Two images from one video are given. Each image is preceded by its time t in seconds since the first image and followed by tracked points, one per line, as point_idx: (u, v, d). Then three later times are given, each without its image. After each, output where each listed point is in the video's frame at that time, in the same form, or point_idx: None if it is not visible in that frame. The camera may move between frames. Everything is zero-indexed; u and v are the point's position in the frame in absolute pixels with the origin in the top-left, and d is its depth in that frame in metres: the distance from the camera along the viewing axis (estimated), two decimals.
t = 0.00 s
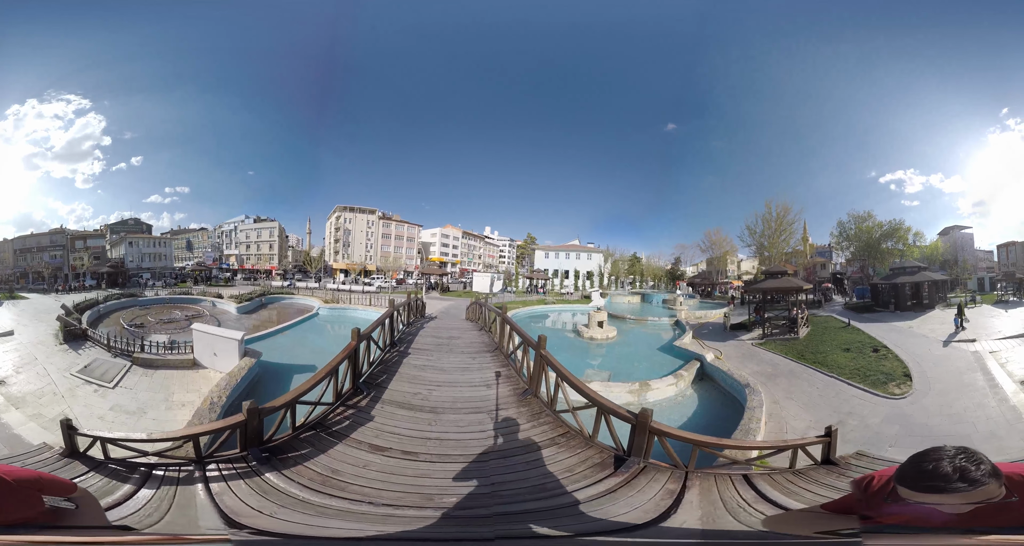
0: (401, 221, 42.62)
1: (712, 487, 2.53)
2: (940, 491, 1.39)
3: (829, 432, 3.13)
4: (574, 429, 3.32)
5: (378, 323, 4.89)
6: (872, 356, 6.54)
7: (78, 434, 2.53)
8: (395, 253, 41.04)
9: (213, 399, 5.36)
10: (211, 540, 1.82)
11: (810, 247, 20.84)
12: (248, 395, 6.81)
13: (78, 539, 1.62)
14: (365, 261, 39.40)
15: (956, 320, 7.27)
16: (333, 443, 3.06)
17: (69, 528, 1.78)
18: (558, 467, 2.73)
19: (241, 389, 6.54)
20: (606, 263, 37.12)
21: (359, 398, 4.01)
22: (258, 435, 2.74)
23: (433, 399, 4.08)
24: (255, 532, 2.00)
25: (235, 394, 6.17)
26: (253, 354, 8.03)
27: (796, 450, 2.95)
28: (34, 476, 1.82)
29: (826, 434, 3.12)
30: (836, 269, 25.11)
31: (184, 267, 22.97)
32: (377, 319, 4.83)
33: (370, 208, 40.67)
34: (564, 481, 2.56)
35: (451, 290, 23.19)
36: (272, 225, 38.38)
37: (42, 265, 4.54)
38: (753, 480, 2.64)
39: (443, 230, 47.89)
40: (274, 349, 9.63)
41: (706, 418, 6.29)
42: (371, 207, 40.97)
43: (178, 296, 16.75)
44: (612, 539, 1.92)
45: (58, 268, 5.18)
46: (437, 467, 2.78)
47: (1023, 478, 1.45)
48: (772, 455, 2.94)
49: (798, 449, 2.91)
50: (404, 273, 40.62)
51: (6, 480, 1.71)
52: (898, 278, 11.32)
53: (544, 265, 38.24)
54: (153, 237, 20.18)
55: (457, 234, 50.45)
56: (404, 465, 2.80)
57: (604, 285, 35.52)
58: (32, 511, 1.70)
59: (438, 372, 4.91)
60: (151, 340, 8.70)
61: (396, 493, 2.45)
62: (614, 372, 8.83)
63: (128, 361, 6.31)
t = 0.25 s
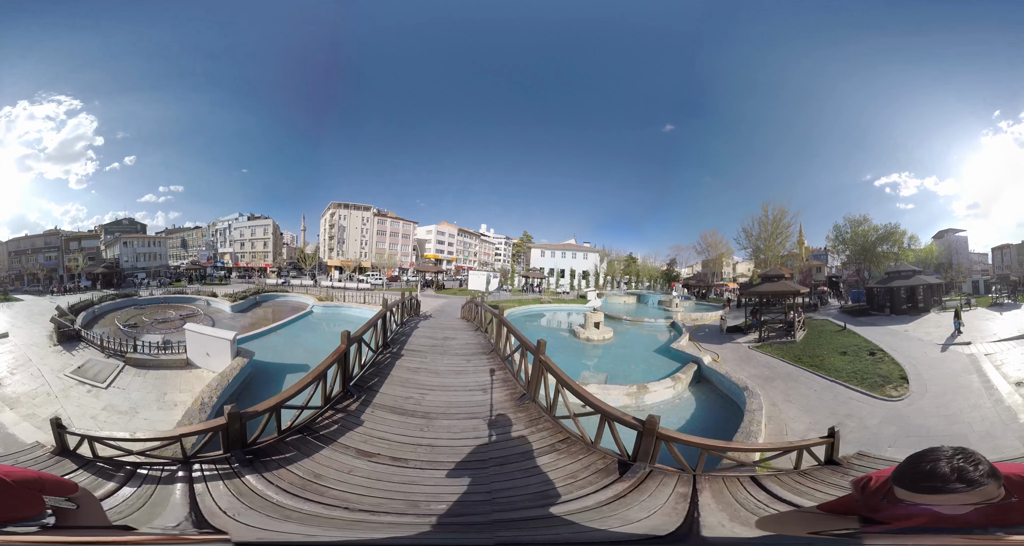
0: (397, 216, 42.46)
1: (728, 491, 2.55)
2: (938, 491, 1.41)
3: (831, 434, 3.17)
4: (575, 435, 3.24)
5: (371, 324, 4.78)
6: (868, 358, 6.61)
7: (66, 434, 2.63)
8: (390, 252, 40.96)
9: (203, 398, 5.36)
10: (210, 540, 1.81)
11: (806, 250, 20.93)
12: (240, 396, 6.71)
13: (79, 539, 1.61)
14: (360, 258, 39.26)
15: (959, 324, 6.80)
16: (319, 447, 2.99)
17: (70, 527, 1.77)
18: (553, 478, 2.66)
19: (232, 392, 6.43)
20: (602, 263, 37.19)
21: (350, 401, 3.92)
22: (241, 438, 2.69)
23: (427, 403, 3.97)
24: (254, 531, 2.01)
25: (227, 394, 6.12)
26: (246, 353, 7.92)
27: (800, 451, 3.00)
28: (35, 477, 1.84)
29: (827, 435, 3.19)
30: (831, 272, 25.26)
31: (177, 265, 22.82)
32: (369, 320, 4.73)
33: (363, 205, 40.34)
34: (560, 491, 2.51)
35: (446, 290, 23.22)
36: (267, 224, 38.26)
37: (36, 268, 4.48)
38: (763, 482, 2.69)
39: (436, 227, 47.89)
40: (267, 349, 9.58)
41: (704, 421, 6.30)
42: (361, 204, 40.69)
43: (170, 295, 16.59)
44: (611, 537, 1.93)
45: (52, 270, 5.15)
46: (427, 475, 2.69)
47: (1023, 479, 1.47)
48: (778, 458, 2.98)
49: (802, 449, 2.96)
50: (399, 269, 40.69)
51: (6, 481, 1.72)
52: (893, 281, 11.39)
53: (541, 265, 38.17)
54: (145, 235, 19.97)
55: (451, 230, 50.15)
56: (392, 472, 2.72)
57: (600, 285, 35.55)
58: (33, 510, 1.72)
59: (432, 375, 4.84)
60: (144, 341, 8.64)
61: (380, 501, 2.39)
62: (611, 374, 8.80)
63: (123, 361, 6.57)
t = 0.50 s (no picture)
0: (393, 217, 42.52)
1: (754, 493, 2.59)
2: (935, 492, 1.42)
3: (839, 432, 3.19)
4: (580, 444, 3.16)
5: (364, 327, 4.68)
6: (868, 359, 6.62)
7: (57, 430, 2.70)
8: (388, 252, 40.95)
9: (194, 399, 5.39)
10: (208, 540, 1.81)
11: (804, 251, 20.97)
12: (231, 395, 6.73)
13: (78, 539, 1.59)
14: (358, 258, 39.26)
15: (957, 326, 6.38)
16: (298, 453, 2.93)
17: (68, 528, 1.76)
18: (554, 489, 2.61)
19: (224, 391, 6.52)
20: (600, 263, 37.23)
21: (338, 406, 3.85)
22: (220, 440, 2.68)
23: (418, 411, 3.88)
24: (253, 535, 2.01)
25: (218, 394, 6.24)
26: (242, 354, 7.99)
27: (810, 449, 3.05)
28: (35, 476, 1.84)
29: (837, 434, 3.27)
30: (829, 273, 25.31)
31: (174, 265, 22.79)
32: (363, 324, 4.66)
33: (359, 204, 40.18)
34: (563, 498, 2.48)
35: (443, 289, 23.24)
36: (264, 223, 38.25)
37: (32, 268, 4.46)
38: (780, 482, 2.74)
39: (434, 227, 47.71)
40: (258, 350, 9.53)
41: (705, 424, 6.29)
42: (358, 204, 40.65)
43: (167, 296, 16.54)
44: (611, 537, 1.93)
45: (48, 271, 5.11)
46: (409, 484, 2.63)
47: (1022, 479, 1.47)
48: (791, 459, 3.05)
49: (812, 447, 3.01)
50: (395, 269, 40.73)
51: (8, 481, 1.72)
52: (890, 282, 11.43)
53: (539, 265, 38.14)
54: (141, 235, 19.92)
55: (450, 230, 50.30)
56: (373, 481, 2.66)
57: (598, 285, 35.56)
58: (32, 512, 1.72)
59: (426, 380, 4.72)
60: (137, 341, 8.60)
61: (354, 510, 2.33)
62: (611, 377, 8.74)
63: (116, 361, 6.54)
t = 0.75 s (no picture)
0: (398, 216, 42.68)
1: (784, 492, 2.67)
2: (935, 491, 1.42)
3: (855, 429, 3.39)
4: (594, 454, 3.09)
5: (364, 331, 4.59)
6: (877, 360, 6.63)
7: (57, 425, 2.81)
8: (392, 251, 41.03)
9: (191, 399, 5.42)
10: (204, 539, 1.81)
11: (810, 253, 20.94)
12: (232, 394, 6.73)
13: (77, 540, 1.63)
14: (363, 257, 39.30)
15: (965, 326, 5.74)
16: (287, 456, 2.93)
17: (64, 528, 1.77)
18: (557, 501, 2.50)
19: (225, 389, 6.57)
20: (605, 264, 37.22)
21: (335, 411, 3.81)
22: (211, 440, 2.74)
23: (417, 420, 3.78)
24: (257, 535, 2.00)
25: (218, 394, 6.26)
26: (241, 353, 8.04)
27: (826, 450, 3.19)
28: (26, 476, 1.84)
29: (851, 434, 3.43)
30: (836, 275, 25.19)
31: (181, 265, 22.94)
32: (363, 328, 4.57)
33: (365, 203, 40.39)
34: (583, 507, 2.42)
35: (448, 289, 23.27)
36: (268, 222, 38.50)
37: (40, 267, 4.50)
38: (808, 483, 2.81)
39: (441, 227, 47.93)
40: (259, 349, 9.54)
41: (718, 429, 6.27)
42: (365, 202, 40.71)
43: (173, 293, 16.67)
44: (612, 540, 1.93)
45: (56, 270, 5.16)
46: (391, 491, 2.61)
47: (1018, 478, 1.46)
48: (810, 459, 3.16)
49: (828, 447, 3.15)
50: (400, 270, 40.73)
51: None
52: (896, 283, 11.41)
53: (543, 266, 38.05)
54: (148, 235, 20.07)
55: (457, 231, 50.51)
56: (358, 487, 2.63)
57: (603, 286, 35.53)
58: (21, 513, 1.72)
59: (427, 388, 4.59)
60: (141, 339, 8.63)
61: (329, 514, 2.31)
62: (619, 382, 8.66)
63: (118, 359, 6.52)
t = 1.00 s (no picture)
0: (405, 210, 42.66)
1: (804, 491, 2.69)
2: (932, 491, 1.43)
3: (863, 433, 3.50)
4: (604, 460, 3.08)
5: (363, 332, 4.58)
6: (882, 365, 6.58)
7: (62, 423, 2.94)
8: (395, 246, 41.10)
9: (191, 398, 5.48)
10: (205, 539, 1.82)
11: (815, 257, 20.83)
12: (232, 393, 6.76)
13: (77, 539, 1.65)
14: (367, 250, 39.56)
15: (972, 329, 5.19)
16: (279, 458, 2.99)
17: (64, 528, 1.79)
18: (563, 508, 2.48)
19: (226, 388, 6.59)
20: (608, 265, 37.17)
21: (333, 414, 3.84)
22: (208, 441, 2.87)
23: (417, 424, 3.77)
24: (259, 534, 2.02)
25: (219, 393, 6.26)
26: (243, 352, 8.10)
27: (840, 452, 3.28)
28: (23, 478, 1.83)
29: (862, 435, 3.49)
30: (840, 280, 25.15)
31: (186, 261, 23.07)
32: (363, 329, 4.55)
33: (371, 199, 40.65)
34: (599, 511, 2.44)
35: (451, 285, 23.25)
36: (272, 219, 38.74)
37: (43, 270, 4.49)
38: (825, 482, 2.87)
39: (446, 223, 47.84)
40: (261, 346, 9.56)
41: (724, 433, 6.28)
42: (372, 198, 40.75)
43: (176, 291, 16.73)
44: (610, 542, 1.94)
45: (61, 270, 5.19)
46: (380, 494, 2.62)
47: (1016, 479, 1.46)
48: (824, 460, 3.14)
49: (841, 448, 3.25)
50: (403, 265, 40.87)
51: None
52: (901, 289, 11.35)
53: (545, 265, 38.05)
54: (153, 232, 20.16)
55: (462, 227, 50.59)
56: (347, 490, 2.65)
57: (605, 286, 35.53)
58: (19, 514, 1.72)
59: (429, 391, 4.59)
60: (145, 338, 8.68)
61: (310, 516, 2.31)
62: (624, 385, 8.63)
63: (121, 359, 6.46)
